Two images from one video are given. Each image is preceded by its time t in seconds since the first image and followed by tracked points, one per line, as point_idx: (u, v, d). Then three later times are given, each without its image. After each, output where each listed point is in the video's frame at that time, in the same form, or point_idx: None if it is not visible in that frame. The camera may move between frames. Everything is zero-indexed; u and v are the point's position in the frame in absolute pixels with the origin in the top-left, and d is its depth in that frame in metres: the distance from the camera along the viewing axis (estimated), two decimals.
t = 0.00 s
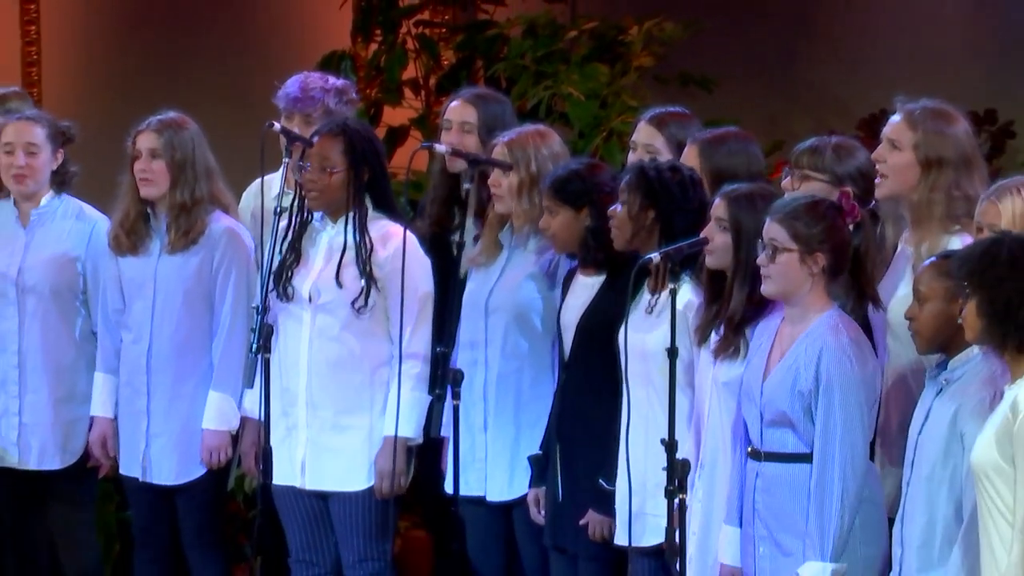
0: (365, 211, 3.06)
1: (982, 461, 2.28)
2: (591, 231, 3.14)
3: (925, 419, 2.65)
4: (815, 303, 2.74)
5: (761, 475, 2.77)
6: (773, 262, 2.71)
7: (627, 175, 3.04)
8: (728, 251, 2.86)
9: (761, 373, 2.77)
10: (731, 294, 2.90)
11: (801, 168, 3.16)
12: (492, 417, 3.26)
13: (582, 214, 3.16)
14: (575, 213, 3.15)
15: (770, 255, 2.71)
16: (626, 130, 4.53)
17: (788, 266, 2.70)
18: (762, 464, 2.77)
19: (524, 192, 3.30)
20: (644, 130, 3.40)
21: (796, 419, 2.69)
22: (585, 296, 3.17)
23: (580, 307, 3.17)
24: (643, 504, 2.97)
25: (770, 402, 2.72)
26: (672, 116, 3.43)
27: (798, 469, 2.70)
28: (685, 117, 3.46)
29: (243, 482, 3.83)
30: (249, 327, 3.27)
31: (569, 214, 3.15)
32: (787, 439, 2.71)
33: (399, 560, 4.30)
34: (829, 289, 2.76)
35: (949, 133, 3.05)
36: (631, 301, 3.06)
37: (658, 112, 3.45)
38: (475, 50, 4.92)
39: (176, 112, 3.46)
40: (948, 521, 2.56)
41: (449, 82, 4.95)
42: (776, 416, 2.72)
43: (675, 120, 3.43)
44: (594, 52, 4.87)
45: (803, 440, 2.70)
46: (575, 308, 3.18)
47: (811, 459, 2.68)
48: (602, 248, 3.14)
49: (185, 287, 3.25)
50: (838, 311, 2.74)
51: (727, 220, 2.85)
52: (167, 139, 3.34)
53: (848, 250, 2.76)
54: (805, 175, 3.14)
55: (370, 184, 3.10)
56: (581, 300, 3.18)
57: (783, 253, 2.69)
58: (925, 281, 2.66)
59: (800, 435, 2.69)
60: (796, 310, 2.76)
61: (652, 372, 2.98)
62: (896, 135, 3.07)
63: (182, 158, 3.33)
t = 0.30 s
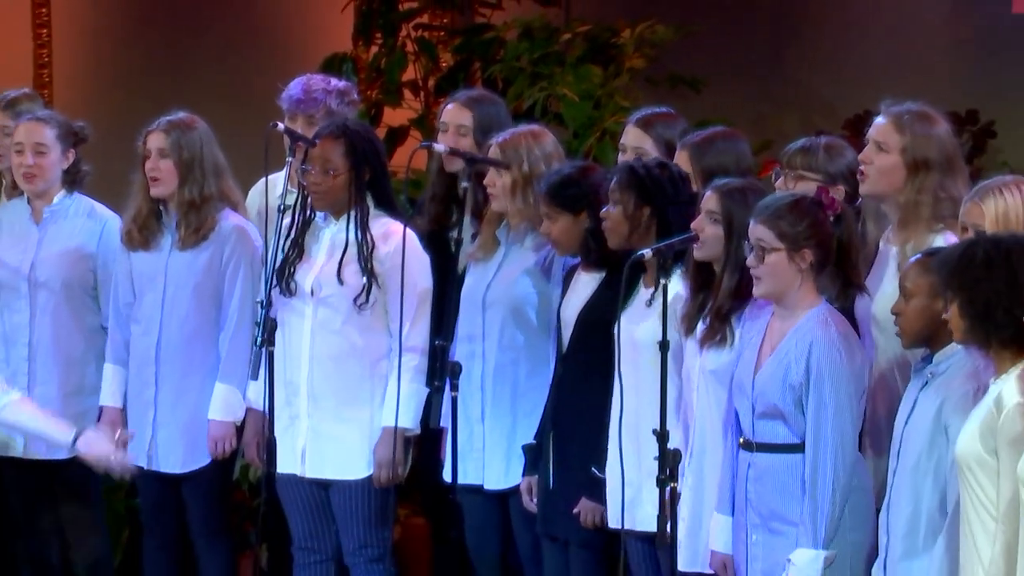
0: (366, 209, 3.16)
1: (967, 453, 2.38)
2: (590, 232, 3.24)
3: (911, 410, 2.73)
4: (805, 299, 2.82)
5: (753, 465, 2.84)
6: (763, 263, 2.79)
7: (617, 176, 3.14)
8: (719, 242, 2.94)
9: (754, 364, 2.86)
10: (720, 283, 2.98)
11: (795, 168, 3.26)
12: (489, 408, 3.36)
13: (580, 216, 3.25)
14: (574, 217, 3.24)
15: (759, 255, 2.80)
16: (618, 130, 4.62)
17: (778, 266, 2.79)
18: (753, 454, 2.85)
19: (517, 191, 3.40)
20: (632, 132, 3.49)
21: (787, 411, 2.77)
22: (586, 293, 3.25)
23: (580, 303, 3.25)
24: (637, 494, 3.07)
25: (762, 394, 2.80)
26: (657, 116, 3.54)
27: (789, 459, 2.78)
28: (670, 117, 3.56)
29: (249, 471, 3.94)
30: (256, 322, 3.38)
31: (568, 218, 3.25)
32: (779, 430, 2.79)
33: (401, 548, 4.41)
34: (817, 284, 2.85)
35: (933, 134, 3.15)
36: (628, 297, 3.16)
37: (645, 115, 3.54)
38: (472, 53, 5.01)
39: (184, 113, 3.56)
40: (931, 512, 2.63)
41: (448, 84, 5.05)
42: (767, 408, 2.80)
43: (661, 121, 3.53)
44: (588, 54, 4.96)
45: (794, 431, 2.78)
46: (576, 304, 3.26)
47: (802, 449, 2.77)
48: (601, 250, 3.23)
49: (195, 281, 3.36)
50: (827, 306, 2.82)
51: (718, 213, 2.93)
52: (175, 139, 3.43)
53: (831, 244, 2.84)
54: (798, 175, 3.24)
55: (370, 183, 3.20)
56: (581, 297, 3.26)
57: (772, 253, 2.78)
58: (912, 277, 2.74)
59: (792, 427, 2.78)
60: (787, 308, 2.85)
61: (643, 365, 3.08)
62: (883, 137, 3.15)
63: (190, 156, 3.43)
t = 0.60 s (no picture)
0: (367, 202, 3.26)
1: (952, 441, 2.49)
2: (581, 226, 3.34)
3: (895, 400, 2.80)
4: (794, 294, 2.87)
5: (745, 455, 2.89)
6: (755, 256, 2.83)
7: (615, 172, 3.23)
8: (706, 238, 3.01)
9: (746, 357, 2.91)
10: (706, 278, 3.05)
11: (784, 165, 3.33)
12: (487, 400, 3.46)
13: (573, 208, 3.35)
14: (566, 208, 3.34)
15: (751, 249, 2.83)
16: (611, 130, 4.72)
17: (769, 259, 2.82)
18: (745, 444, 2.90)
19: (513, 187, 3.49)
20: (624, 133, 3.59)
21: (778, 402, 2.83)
22: (578, 284, 3.36)
23: (571, 296, 3.37)
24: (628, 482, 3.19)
25: (754, 385, 2.86)
26: (648, 117, 3.64)
27: (779, 448, 2.84)
28: (660, 117, 3.66)
29: (253, 460, 4.04)
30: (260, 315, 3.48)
31: (561, 210, 3.35)
32: (769, 421, 2.85)
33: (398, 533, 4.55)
34: (807, 279, 2.89)
35: (915, 133, 3.26)
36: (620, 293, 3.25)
37: (636, 115, 3.64)
38: (470, 55, 5.11)
39: (195, 113, 3.65)
40: (918, 498, 2.71)
41: (445, 85, 5.15)
42: (759, 399, 2.85)
43: (651, 121, 3.63)
44: (583, 57, 5.06)
45: (784, 421, 2.85)
46: (568, 297, 3.38)
47: (793, 439, 2.83)
48: (593, 241, 3.33)
49: (203, 275, 3.47)
50: (816, 300, 2.86)
51: (706, 210, 3.00)
52: (187, 139, 3.53)
53: (821, 241, 2.88)
54: (787, 171, 3.32)
55: (371, 180, 3.31)
56: (573, 288, 3.37)
57: (764, 247, 2.82)
58: (899, 269, 2.82)
59: (782, 418, 2.84)
60: (777, 302, 2.89)
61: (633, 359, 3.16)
62: (867, 133, 3.26)
63: (201, 155, 3.53)
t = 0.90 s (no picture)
0: (366, 199, 3.37)
1: (931, 434, 2.59)
2: (572, 224, 3.44)
3: (881, 393, 2.87)
4: (780, 290, 2.96)
5: (736, 446, 2.98)
6: (742, 251, 2.93)
7: (611, 171, 3.33)
8: (698, 238, 3.11)
9: (735, 351, 3.00)
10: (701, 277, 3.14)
11: (771, 165, 3.41)
12: (485, 391, 3.56)
13: (564, 206, 3.44)
14: (558, 205, 3.43)
15: (739, 244, 2.94)
16: (604, 130, 4.83)
17: (756, 255, 2.92)
18: (736, 436, 2.99)
19: (510, 185, 3.60)
20: (619, 133, 3.69)
21: (766, 394, 2.91)
22: (571, 282, 3.46)
23: (564, 293, 3.47)
24: (620, 474, 3.27)
25: (742, 379, 2.95)
26: (642, 117, 3.74)
27: (768, 440, 2.93)
28: (654, 118, 3.76)
29: (257, 450, 4.15)
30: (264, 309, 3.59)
31: (552, 207, 3.44)
32: (758, 414, 2.94)
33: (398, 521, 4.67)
34: (792, 275, 2.98)
35: (899, 131, 3.35)
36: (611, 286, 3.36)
37: (630, 116, 3.74)
38: (467, 57, 5.21)
39: (201, 114, 3.75)
40: (902, 488, 2.80)
41: (443, 86, 5.25)
42: (748, 393, 2.94)
43: (646, 122, 3.72)
44: (577, 59, 5.16)
45: (773, 414, 2.94)
46: (562, 293, 3.48)
47: (779, 431, 2.92)
48: (586, 238, 3.44)
49: (208, 271, 3.57)
50: (802, 295, 2.95)
51: (697, 210, 3.10)
52: (196, 138, 3.63)
53: (808, 240, 2.98)
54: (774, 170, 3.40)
55: (370, 178, 3.41)
56: (567, 286, 3.48)
57: (751, 243, 2.92)
58: (884, 267, 2.83)
59: (771, 410, 2.93)
60: (763, 297, 2.98)
61: (628, 352, 3.28)
62: (853, 134, 3.36)
63: (209, 155, 3.63)
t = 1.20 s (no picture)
0: (366, 201, 3.47)
1: (911, 426, 2.64)
2: (573, 224, 3.54)
3: (868, 384, 2.97)
4: (767, 288, 3.06)
5: (725, 440, 3.07)
6: (727, 251, 3.03)
7: (604, 172, 3.43)
8: (691, 231, 3.20)
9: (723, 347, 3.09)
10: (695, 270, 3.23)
11: (758, 166, 3.52)
12: (482, 384, 3.67)
13: (566, 207, 3.55)
14: (560, 207, 3.55)
15: (724, 244, 3.04)
16: (599, 130, 4.94)
17: (741, 256, 3.02)
18: (725, 430, 3.08)
19: (512, 183, 3.70)
20: (612, 134, 3.80)
21: (753, 390, 3.00)
22: (570, 279, 3.56)
23: (564, 290, 3.56)
24: (618, 460, 3.38)
25: (730, 375, 3.04)
26: (635, 118, 3.84)
27: (756, 434, 3.02)
28: (646, 118, 3.86)
29: (262, 440, 4.30)
30: (267, 306, 3.69)
31: (554, 208, 3.55)
32: (747, 409, 3.03)
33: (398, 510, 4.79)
34: (778, 273, 3.08)
35: (884, 131, 3.46)
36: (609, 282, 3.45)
37: (623, 117, 3.85)
38: (465, 60, 5.31)
39: (207, 115, 3.86)
40: (888, 477, 2.90)
41: (442, 89, 5.35)
42: (735, 388, 3.03)
43: (638, 122, 3.83)
44: (572, 62, 5.26)
45: (761, 409, 3.02)
46: (561, 290, 3.56)
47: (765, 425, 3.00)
48: (585, 237, 3.53)
49: (213, 268, 3.67)
50: (787, 293, 3.05)
51: (692, 205, 3.19)
52: (201, 138, 3.73)
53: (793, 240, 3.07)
54: (763, 171, 3.51)
55: (371, 179, 3.51)
56: (566, 282, 3.57)
57: (737, 243, 3.02)
58: (871, 262, 2.88)
59: (758, 406, 3.01)
60: (750, 295, 3.07)
61: (623, 342, 3.38)
62: (839, 136, 3.47)
63: (213, 155, 3.73)
